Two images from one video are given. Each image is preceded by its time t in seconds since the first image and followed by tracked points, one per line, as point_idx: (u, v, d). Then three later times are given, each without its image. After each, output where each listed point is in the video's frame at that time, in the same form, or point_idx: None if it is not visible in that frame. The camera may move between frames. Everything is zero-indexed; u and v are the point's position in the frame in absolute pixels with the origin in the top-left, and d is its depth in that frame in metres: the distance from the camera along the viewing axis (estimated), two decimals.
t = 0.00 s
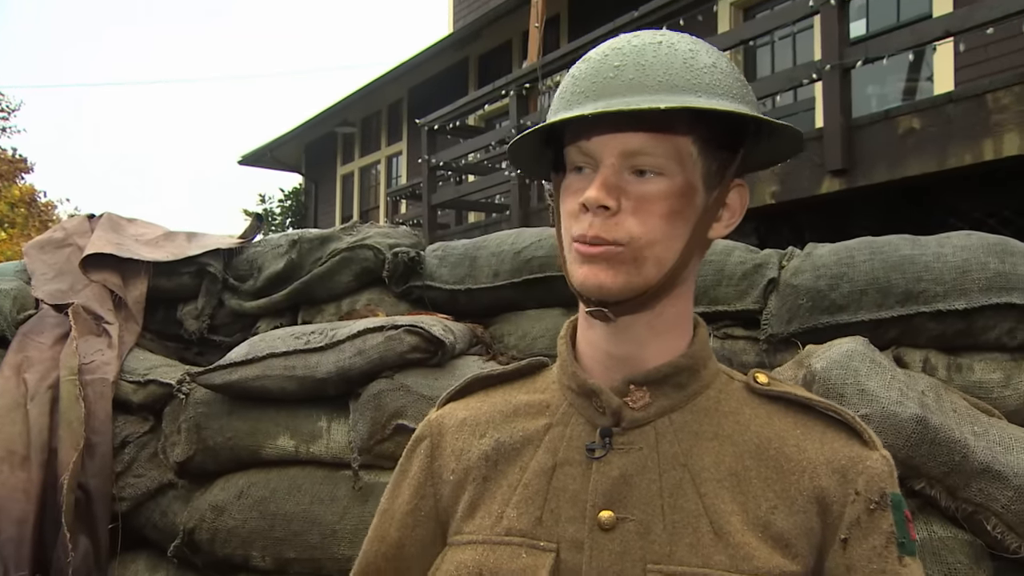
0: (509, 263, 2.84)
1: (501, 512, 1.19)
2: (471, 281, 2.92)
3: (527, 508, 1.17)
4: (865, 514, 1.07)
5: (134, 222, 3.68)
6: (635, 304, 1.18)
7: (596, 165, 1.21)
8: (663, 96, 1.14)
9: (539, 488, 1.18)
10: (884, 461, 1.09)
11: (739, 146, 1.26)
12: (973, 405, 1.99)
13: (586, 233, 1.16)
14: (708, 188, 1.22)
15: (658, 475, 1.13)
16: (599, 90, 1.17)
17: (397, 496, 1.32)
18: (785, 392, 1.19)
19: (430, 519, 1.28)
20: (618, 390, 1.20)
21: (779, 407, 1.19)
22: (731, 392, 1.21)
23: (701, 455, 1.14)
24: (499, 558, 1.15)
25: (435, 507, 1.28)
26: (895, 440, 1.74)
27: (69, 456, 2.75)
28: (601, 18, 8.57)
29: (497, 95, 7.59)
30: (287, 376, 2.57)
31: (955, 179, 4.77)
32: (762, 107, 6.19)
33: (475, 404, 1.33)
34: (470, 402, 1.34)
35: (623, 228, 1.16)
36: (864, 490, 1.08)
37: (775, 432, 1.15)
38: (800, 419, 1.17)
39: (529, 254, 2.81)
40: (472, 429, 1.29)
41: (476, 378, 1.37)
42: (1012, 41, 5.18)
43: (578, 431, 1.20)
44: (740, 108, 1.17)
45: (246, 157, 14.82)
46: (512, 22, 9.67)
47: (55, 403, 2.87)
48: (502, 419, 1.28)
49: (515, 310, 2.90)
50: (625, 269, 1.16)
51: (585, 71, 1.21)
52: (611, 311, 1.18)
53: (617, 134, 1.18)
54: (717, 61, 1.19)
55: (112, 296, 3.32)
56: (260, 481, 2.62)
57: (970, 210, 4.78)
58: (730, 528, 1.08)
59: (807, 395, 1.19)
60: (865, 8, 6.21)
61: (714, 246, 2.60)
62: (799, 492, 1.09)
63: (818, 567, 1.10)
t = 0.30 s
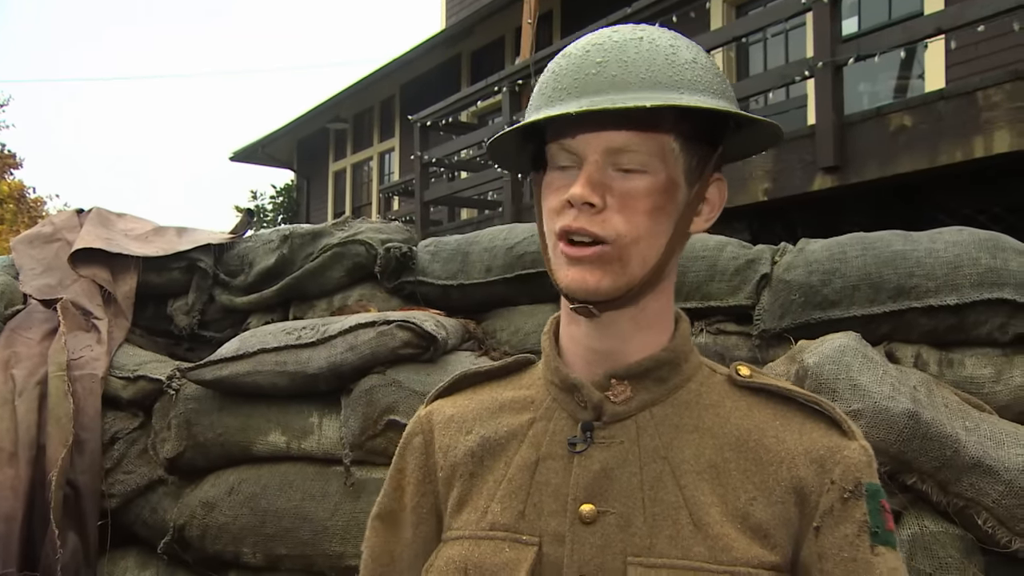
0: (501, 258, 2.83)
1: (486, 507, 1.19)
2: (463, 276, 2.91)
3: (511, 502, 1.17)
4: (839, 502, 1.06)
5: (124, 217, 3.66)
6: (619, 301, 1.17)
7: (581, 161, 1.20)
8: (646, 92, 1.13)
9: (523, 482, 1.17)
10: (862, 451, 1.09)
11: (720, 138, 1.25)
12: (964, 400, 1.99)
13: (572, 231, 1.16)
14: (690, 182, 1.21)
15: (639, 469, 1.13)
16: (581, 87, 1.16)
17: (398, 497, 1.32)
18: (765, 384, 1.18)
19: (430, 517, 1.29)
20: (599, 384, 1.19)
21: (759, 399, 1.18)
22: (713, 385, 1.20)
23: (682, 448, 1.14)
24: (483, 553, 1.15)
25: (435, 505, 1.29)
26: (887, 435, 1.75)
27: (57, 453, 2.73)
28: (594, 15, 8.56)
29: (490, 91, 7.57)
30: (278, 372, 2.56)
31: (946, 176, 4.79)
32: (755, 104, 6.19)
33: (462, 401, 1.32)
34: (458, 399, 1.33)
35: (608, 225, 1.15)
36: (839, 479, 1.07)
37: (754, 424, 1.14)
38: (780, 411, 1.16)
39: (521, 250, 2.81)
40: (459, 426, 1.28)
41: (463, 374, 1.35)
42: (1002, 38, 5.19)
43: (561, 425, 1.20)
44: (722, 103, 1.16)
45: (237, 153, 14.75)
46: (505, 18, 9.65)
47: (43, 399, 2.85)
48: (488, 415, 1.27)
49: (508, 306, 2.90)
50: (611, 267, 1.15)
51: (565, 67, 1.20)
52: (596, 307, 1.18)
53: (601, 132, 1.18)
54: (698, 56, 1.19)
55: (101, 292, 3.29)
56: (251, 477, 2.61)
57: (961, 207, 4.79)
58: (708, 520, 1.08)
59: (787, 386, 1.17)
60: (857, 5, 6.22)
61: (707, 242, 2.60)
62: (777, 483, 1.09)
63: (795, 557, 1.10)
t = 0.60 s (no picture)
0: (503, 259, 2.82)
1: (483, 514, 1.18)
2: (465, 278, 2.90)
3: (510, 508, 1.16)
4: (838, 498, 1.08)
5: (124, 218, 3.65)
6: (624, 304, 1.16)
7: (586, 163, 1.18)
8: (658, 97, 1.13)
9: (521, 487, 1.16)
10: (858, 447, 1.11)
11: (715, 139, 1.25)
12: (967, 402, 1.98)
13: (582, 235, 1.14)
14: (690, 184, 1.21)
15: (639, 471, 1.12)
16: (591, 88, 1.14)
17: (400, 511, 1.33)
18: (759, 382, 1.18)
19: (427, 530, 1.28)
20: (597, 386, 1.18)
21: (753, 398, 1.18)
22: (707, 385, 1.20)
23: (681, 449, 1.13)
24: (482, 561, 1.14)
25: (430, 516, 1.28)
26: (890, 437, 1.75)
27: (58, 454, 2.72)
28: (594, 16, 8.55)
29: (490, 92, 7.57)
30: (279, 373, 2.55)
31: (947, 178, 4.78)
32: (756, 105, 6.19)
33: (451, 409, 1.31)
34: (446, 408, 1.32)
35: (619, 230, 1.14)
36: (838, 475, 1.08)
37: (752, 423, 1.14)
38: (776, 410, 1.16)
39: (523, 251, 2.80)
40: (450, 434, 1.27)
41: (449, 382, 1.34)
42: (1004, 40, 5.19)
43: (557, 429, 1.19)
44: (727, 109, 1.17)
45: (237, 155, 14.75)
46: (505, 20, 9.64)
47: (43, 400, 2.84)
48: (480, 422, 1.26)
49: (509, 307, 2.89)
50: (621, 271, 1.15)
51: (571, 67, 1.17)
52: (599, 312, 1.17)
53: (608, 134, 1.16)
54: (701, 60, 1.19)
55: (102, 293, 3.29)
56: (252, 479, 2.60)
57: (961, 208, 4.78)
58: (712, 520, 1.08)
59: (781, 384, 1.18)
60: (858, 7, 6.22)
61: (709, 244, 2.59)
62: (777, 481, 1.09)
63: (796, 553, 1.11)
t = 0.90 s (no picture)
0: (506, 259, 2.82)
1: (485, 517, 1.17)
2: (467, 277, 2.90)
3: (512, 511, 1.15)
4: (842, 499, 1.08)
5: (127, 216, 3.65)
6: (627, 304, 1.16)
7: (590, 163, 1.17)
8: (664, 96, 1.12)
9: (524, 490, 1.15)
10: (860, 447, 1.11)
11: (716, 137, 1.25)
12: (971, 404, 1.98)
13: (588, 235, 1.14)
14: (691, 183, 1.21)
15: (645, 473, 1.12)
16: (595, 87, 1.14)
17: (398, 514, 1.32)
18: (761, 383, 1.18)
19: (424, 533, 1.27)
20: (600, 388, 1.18)
21: (755, 399, 1.18)
22: (709, 386, 1.19)
23: (685, 450, 1.13)
24: (485, 565, 1.13)
25: (428, 518, 1.27)
26: (895, 439, 1.74)
27: (59, 452, 2.71)
28: (597, 17, 8.55)
29: (492, 92, 7.56)
30: (282, 372, 2.55)
31: (950, 179, 4.77)
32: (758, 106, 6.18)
33: (448, 411, 1.30)
34: (441, 409, 1.31)
35: (625, 229, 1.13)
36: (842, 476, 1.08)
37: (755, 424, 1.13)
38: (778, 410, 1.16)
39: (526, 251, 2.80)
40: (447, 436, 1.26)
41: (444, 383, 1.33)
42: (1008, 42, 5.20)
43: (560, 430, 1.18)
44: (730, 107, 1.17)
45: (238, 153, 14.75)
46: (507, 19, 9.63)
47: (45, 397, 2.83)
48: (478, 424, 1.25)
49: (512, 307, 2.89)
50: (626, 269, 1.14)
51: (575, 65, 1.16)
52: (604, 311, 1.16)
53: (612, 133, 1.15)
54: (704, 59, 1.19)
55: (104, 291, 3.28)
56: (254, 478, 2.59)
57: (964, 210, 4.78)
58: (718, 521, 1.07)
59: (783, 385, 1.18)
60: (861, 8, 6.21)
61: (713, 244, 2.59)
62: (782, 481, 1.09)
63: (800, 554, 1.11)
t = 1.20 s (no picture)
0: (507, 254, 2.81)
1: (486, 512, 1.16)
2: (468, 272, 2.89)
3: (512, 506, 1.14)
4: (845, 497, 1.07)
5: (126, 210, 3.64)
6: (623, 295, 1.15)
7: (581, 155, 1.16)
8: (650, 83, 1.11)
9: (524, 484, 1.15)
10: (864, 445, 1.10)
11: (713, 126, 1.24)
12: (973, 401, 1.97)
13: (578, 225, 1.13)
14: (688, 173, 1.19)
15: (644, 468, 1.11)
16: (582, 78, 1.13)
17: (400, 507, 1.31)
18: (764, 379, 1.18)
19: (426, 527, 1.27)
20: (601, 383, 1.17)
21: (758, 395, 1.17)
22: (712, 382, 1.19)
23: (687, 446, 1.12)
24: (485, 559, 1.12)
25: (430, 512, 1.27)
26: (897, 435, 1.73)
27: (58, 446, 2.71)
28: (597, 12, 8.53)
29: (492, 87, 7.55)
30: (282, 366, 2.54)
31: (950, 176, 4.77)
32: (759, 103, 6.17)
33: (450, 404, 1.29)
34: (444, 403, 1.30)
35: (616, 219, 1.13)
36: (845, 474, 1.08)
37: (758, 420, 1.13)
38: (781, 407, 1.15)
39: (527, 246, 2.79)
40: (450, 430, 1.25)
41: (447, 376, 1.33)
42: (1009, 38, 5.18)
43: (561, 425, 1.17)
44: (721, 94, 1.16)
45: (237, 148, 14.71)
46: (506, 14, 9.59)
47: (44, 391, 2.82)
48: (480, 418, 1.24)
49: (513, 302, 2.88)
50: (619, 258, 1.13)
51: (562, 59, 1.16)
52: (600, 303, 1.16)
53: (601, 124, 1.14)
54: (693, 47, 1.18)
55: (103, 284, 3.27)
56: (253, 472, 2.58)
57: (964, 207, 4.77)
58: (719, 518, 1.06)
59: (786, 381, 1.17)
60: (862, 5, 6.19)
61: (715, 240, 2.58)
62: (784, 479, 1.08)
63: (803, 552, 1.10)
